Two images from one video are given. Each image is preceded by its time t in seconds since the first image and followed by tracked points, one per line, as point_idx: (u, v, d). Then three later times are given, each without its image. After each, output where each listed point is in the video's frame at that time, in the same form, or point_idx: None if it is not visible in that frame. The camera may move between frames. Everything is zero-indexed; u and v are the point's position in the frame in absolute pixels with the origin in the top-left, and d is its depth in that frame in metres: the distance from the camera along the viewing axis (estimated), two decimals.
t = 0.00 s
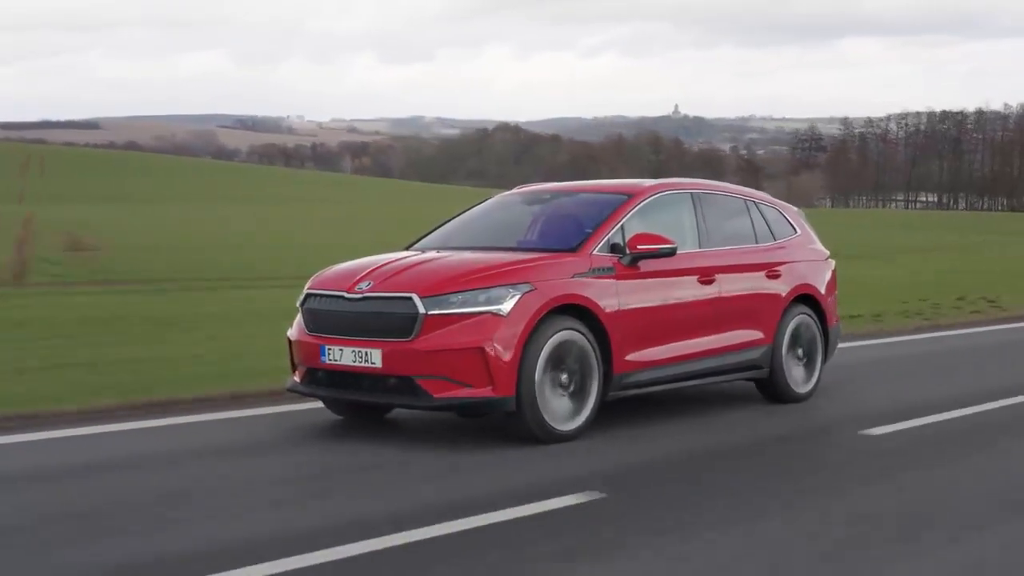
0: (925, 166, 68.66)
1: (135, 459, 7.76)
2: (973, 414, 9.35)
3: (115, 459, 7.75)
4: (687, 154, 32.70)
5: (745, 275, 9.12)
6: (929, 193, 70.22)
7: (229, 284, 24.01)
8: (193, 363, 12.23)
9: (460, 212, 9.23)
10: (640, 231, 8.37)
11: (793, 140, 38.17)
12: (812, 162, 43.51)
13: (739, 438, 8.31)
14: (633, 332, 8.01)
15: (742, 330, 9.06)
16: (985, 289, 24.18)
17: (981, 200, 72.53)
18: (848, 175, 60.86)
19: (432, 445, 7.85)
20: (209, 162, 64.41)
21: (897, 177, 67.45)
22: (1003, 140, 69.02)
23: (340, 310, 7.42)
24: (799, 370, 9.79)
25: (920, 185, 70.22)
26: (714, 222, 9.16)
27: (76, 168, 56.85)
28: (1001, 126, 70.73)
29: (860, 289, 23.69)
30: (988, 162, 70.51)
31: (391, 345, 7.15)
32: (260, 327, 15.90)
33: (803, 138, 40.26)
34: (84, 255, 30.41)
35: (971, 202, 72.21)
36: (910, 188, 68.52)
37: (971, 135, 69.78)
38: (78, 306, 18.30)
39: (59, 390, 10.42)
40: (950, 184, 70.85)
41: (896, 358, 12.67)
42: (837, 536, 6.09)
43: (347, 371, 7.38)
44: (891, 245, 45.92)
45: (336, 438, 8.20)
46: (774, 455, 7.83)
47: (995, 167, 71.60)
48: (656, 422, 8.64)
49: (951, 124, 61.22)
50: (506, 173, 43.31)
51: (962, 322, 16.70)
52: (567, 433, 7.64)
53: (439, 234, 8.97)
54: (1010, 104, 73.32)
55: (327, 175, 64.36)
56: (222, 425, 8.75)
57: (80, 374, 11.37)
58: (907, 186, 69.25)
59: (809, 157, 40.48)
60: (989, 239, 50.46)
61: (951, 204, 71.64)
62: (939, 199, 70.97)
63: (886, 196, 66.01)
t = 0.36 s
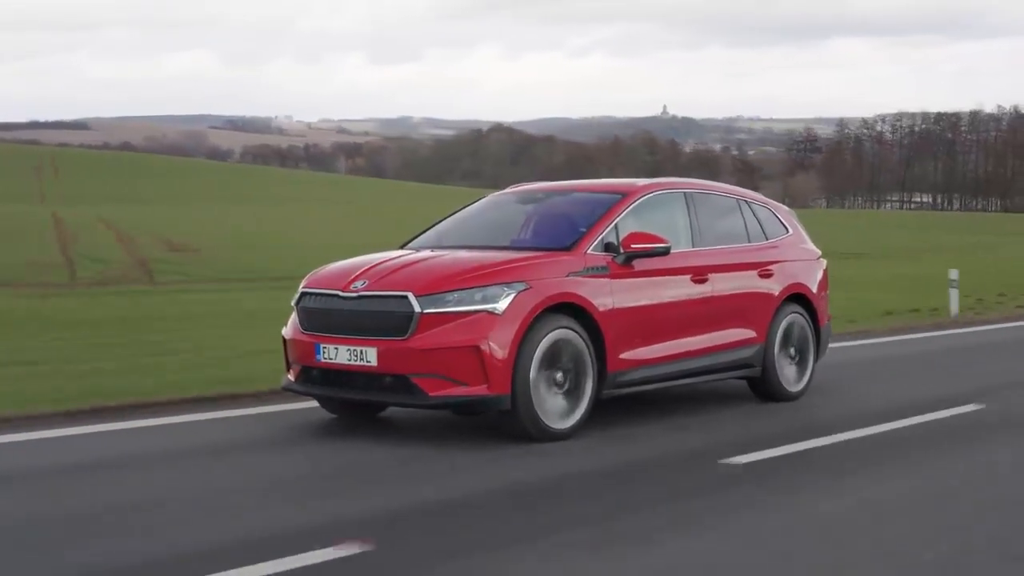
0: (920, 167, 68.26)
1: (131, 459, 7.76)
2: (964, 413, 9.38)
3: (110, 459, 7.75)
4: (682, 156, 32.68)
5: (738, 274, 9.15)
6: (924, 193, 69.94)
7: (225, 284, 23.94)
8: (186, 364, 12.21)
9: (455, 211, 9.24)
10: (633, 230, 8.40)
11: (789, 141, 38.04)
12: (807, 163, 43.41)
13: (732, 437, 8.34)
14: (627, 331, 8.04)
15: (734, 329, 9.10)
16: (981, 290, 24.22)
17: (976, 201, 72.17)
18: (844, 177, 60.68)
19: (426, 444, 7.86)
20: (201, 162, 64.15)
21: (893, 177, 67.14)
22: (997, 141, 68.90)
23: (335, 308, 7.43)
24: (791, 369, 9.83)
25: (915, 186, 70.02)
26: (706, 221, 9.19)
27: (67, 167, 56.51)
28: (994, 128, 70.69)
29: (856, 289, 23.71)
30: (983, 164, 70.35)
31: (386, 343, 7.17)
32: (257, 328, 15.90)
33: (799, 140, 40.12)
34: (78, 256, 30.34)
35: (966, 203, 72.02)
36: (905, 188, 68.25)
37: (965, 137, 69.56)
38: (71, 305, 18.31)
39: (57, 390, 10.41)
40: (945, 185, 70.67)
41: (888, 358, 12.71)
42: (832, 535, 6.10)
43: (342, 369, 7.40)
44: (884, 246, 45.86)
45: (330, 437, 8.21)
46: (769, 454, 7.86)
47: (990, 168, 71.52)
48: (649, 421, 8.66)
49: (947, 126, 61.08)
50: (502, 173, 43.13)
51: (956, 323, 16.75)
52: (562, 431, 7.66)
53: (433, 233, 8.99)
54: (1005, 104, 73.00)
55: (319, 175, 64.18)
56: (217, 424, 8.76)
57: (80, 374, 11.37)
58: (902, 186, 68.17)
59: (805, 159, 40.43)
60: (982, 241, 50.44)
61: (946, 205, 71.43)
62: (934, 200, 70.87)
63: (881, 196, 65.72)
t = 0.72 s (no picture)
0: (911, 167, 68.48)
1: (127, 457, 7.75)
2: (958, 411, 9.41)
3: (106, 457, 7.74)
4: (675, 158, 32.96)
5: (731, 272, 9.18)
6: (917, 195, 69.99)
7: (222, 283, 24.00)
8: (181, 363, 12.18)
9: (450, 208, 9.26)
10: (628, 228, 8.43)
11: (782, 143, 38.00)
12: (800, 165, 43.44)
13: (727, 434, 8.37)
14: (623, 328, 8.06)
15: (728, 327, 9.13)
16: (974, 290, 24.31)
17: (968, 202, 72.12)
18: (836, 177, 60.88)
19: (422, 442, 7.86)
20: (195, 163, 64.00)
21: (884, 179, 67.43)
22: (989, 142, 69.38)
23: (332, 305, 7.44)
24: (784, 367, 9.88)
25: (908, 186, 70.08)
26: (700, 219, 9.22)
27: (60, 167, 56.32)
28: (987, 129, 70.76)
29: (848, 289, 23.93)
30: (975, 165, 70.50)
31: (383, 341, 7.19)
32: (253, 327, 15.92)
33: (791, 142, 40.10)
34: (74, 255, 30.33)
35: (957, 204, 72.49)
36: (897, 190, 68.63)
37: (957, 138, 70.01)
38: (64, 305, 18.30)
39: (54, 388, 10.41)
40: (938, 186, 70.64)
41: (879, 357, 12.73)
42: (831, 535, 6.11)
43: (339, 367, 7.41)
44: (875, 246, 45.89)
45: (326, 435, 8.21)
46: (764, 452, 7.88)
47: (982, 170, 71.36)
48: (645, 419, 8.69)
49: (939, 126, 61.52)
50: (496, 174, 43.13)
51: (947, 322, 16.87)
52: (558, 429, 7.68)
53: (427, 231, 9.00)
54: (996, 105, 73.11)
55: (312, 175, 64.12)
56: (213, 422, 8.75)
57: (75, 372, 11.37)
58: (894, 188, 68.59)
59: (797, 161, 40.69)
60: (973, 241, 50.76)
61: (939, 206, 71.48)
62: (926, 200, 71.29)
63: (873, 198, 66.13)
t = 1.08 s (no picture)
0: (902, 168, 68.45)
1: (126, 456, 7.75)
2: (952, 409, 9.45)
3: (105, 456, 7.74)
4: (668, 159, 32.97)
5: (727, 271, 9.22)
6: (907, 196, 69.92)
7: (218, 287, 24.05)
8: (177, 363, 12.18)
9: (448, 208, 9.29)
10: (626, 228, 8.46)
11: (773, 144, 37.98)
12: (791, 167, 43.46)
13: (725, 433, 8.41)
14: (621, 328, 8.10)
15: (724, 326, 9.17)
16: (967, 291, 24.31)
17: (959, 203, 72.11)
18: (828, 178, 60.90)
19: (422, 441, 7.88)
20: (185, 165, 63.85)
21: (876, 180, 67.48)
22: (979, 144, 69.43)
23: (332, 304, 7.46)
24: (780, 366, 9.92)
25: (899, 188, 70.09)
26: (697, 218, 9.27)
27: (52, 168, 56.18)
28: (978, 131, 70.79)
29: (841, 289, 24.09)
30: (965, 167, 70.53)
31: (383, 340, 7.21)
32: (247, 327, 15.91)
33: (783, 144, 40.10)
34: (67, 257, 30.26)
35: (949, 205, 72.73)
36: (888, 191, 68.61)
37: (948, 139, 70.22)
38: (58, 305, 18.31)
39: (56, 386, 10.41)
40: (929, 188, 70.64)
41: (873, 356, 12.77)
42: (832, 534, 6.13)
43: (339, 366, 7.42)
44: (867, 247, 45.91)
45: (325, 433, 8.23)
46: (763, 451, 7.93)
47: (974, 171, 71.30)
48: (642, 418, 8.73)
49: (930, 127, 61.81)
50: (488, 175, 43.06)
51: (943, 322, 16.97)
52: (557, 428, 7.71)
53: (425, 229, 9.02)
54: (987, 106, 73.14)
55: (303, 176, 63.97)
56: (211, 421, 8.77)
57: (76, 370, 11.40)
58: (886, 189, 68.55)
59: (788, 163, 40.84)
60: (964, 242, 51.00)
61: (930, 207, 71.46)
62: (918, 201, 71.52)
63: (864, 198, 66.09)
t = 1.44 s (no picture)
0: (892, 171, 68.42)
1: (128, 457, 7.77)
2: (947, 408, 9.53)
3: (108, 457, 7.76)
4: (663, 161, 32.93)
5: (725, 271, 9.29)
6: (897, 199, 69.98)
7: (213, 290, 24.12)
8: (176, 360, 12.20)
9: (448, 208, 9.34)
10: (626, 229, 8.52)
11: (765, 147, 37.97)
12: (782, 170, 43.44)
13: (723, 433, 8.47)
14: (621, 328, 8.15)
15: (722, 326, 9.24)
16: (959, 293, 24.32)
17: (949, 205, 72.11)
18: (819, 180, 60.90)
19: (423, 440, 7.92)
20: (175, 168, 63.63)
21: (867, 182, 67.49)
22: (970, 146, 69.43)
23: (334, 305, 7.50)
24: (776, 365, 9.99)
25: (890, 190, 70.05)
26: (694, 218, 9.33)
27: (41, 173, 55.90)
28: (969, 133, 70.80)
29: (835, 291, 24.18)
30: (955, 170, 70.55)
31: (386, 340, 7.26)
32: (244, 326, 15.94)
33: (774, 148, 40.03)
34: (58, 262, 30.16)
35: (938, 206, 72.90)
36: (879, 193, 68.58)
37: (938, 141, 70.19)
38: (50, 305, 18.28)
39: (53, 387, 10.43)
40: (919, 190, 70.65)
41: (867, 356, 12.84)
42: (834, 534, 6.19)
43: (342, 366, 7.46)
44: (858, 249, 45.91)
45: (326, 433, 8.26)
46: (761, 451, 7.99)
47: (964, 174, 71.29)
48: (640, 417, 8.79)
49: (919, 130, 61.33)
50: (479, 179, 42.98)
51: (933, 322, 17.09)
52: (559, 427, 7.76)
53: (424, 230, 9.06)
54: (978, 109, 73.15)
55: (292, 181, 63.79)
56: (212, 421, 8.79)
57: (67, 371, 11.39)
58: (877, 191, 68.59)
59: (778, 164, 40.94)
60: (954, 243, 51.20)
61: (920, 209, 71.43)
62: (908, 203, 71.39)
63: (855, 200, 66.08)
